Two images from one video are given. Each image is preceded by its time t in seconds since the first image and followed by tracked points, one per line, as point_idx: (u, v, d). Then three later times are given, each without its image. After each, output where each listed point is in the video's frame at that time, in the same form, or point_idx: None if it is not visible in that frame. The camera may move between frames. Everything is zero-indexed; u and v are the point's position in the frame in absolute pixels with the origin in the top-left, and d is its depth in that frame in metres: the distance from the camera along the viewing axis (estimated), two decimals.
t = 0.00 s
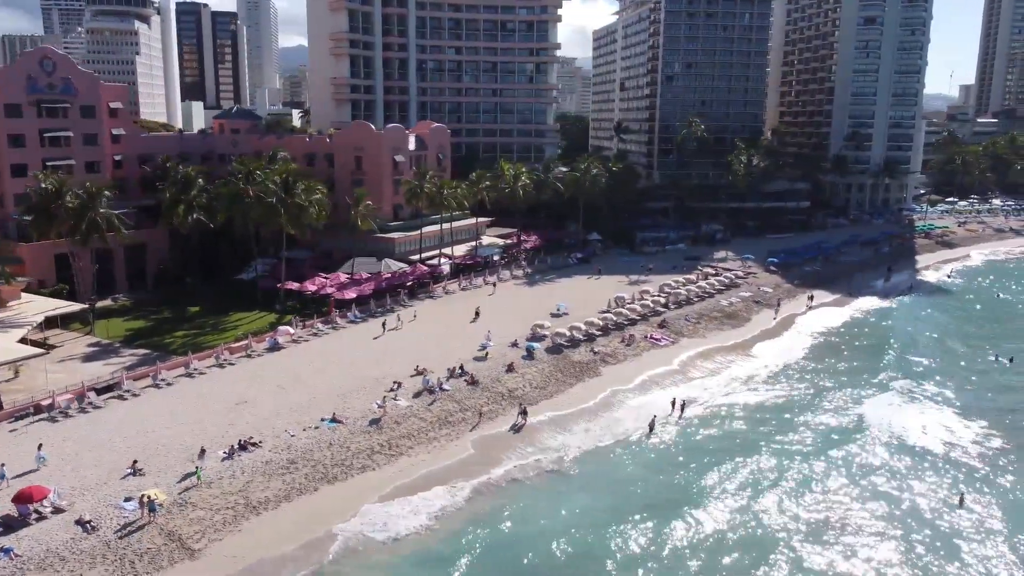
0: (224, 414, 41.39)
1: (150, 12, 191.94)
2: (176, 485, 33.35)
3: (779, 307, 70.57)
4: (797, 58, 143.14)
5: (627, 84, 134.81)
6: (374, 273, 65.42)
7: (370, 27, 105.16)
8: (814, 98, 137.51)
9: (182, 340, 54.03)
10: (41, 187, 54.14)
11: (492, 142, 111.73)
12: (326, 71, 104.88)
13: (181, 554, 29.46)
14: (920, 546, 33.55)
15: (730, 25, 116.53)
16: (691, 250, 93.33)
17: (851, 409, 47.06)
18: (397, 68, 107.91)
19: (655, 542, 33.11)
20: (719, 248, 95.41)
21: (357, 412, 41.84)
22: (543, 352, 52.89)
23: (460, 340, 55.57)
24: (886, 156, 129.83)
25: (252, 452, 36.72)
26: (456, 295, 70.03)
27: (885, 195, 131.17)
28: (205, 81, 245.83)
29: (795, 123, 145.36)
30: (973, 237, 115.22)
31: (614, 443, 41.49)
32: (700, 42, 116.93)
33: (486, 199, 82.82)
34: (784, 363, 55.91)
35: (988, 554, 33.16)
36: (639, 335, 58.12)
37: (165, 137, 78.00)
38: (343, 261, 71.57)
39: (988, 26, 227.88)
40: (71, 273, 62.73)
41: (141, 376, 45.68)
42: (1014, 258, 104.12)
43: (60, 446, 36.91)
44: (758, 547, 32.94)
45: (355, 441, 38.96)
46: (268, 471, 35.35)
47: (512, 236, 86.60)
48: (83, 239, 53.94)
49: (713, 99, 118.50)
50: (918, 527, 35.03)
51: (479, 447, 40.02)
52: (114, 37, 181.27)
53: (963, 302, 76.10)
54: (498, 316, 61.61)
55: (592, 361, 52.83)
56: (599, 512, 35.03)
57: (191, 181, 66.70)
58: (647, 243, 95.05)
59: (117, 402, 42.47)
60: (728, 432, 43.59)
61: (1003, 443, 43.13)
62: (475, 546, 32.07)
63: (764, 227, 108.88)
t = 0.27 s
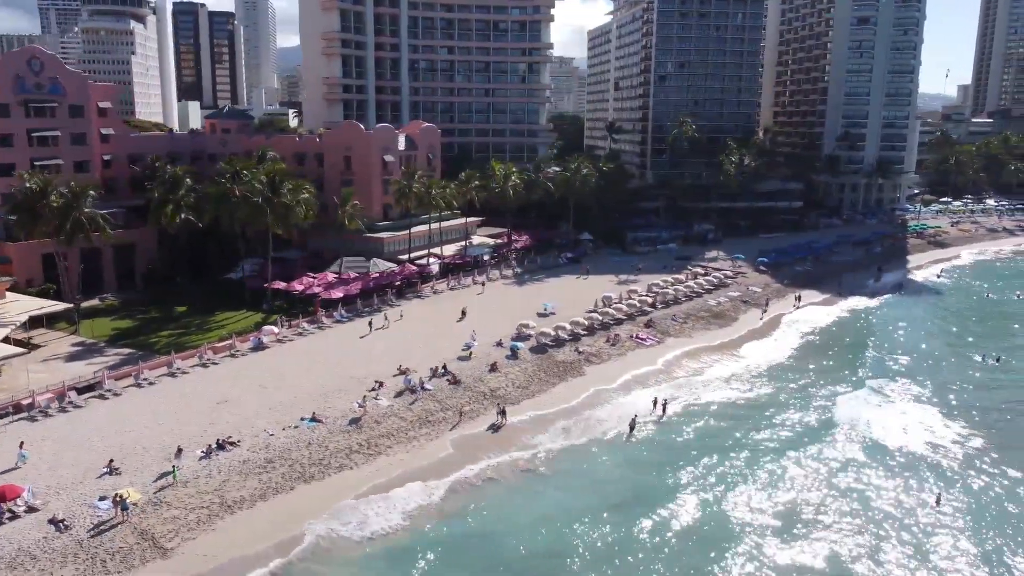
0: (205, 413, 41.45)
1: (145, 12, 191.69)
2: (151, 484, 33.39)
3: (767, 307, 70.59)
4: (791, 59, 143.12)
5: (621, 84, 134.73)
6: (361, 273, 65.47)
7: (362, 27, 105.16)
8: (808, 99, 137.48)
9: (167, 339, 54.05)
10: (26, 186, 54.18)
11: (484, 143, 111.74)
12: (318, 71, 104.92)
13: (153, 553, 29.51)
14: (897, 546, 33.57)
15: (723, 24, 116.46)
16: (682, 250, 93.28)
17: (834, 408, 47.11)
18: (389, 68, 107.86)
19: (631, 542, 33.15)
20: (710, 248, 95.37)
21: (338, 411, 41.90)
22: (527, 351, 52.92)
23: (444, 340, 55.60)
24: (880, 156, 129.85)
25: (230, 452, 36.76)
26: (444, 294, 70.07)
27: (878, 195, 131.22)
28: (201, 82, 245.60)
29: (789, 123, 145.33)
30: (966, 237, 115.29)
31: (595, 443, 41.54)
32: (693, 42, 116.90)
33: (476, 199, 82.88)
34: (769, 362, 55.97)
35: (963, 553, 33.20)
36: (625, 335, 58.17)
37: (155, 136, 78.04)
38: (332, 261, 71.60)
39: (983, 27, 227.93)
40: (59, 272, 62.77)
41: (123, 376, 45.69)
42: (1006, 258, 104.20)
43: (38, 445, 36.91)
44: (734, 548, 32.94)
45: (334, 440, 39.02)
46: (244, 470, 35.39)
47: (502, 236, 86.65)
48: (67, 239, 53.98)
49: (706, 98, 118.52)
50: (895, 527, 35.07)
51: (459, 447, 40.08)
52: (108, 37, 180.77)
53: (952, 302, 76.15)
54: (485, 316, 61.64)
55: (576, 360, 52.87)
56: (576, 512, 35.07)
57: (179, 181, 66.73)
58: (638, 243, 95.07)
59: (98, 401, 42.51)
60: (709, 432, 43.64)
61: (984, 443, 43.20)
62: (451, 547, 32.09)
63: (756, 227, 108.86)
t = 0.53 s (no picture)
0: (185, 412, 41.47)
1: (141, 12, 191.43)
2: (127, 484, 33.42)
3: (755, 307, 70.60)
4: (785, 59, 143.06)
5: (614, 84, 134.65)
6: (348, 273, 65.50)
7: (354, 27, 105.18)
8: (802, 99, 137.44)
9: (152, 339, 54.06)
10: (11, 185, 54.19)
11: (477, 143, 111.71)
12: (310, 71, 104.92)
13: (126, 552, 29.55)
14: (874, 545, 33.60)
15: (716, 24, 116.40)
16: (673, 250, 93.23)
17: (817, 408, 47.16)
18: (381, 67, 107.75)
19: (609, 543, 33.22)
20: (702, 248, 95.33)
21: (318, 411, 41.96)
22: (512, 351, 52.95)
23: (429, 339, 55.63)
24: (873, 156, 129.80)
25: (208, 451, 36.79)
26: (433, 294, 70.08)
27: (871, 195, 131.25)
28: (198, 82, 245.39)
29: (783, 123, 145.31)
30: (958, 237, 115.33)
31: (576, 443, 41.56)
32: (686, 41, 116.80)
33: (466, 198, 82.89)
34: (754, 362, 56.03)
35: (938, 553, 33.19)
36: (610, 335, 58.21)
37: (145, 136, 78.05)
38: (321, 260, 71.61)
39: (979, 26, 227.85)
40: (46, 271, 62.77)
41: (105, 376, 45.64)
42: (997, 257, 104.25)
43: (17, 444, 36.88)
44: (711, 548, 32.92)
45: (312, 439, 39.07)
46: (221, 469, 35.42)
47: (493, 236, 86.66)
48: (52, 238, 53.97)
49: (699, 98, 118.53)
50: (872, 525, 35.15)
51: (439, 446, 40.16)
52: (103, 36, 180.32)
53: (941, 302, 76.17)
54: (471, 315, 61.66)
55: (560, 360, 52.89)
56: (554, 513, 35.15)
57: (166, 181, 66.74)
58: (630, 243, 95.09)
59: (79, 400, 42.50)
60: (690, 432, 43.70)
61: (965, 443, 43.25)
62: (428, 549, 32.13)
63: (748, 226, 108.83)
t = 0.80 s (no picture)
0: (164, 412, 41.47)
1: (136, 12, 191.25)
2: (102, 483, 33.46)
3: (743, 307, 70.60)
4: (779, 59, 143.07)
5: (608, 85, 134.64)
6: (335, 273, 65.46)
7: (346, 27, 105.17)
8: (796, 99, 137.50)
9: (137, 338, 54.02)
10: None
11: (469, 142, 111.72)
12: (302, 71, 104.93)
13: (97, 551, 29.57)
14: (845, 545, 33.67)
15: (708, 24, 116.46)
16: (664, 250, 93.15)
17: (799, 408, 47.15)
18: (373, 67, 107.74)
19: (582, 544, 33.29)
20: (692, 248, 95.29)
21: (297, 411, 42.00)
22: (496, 351, 52.95)
23: (414, 339, 55.62)
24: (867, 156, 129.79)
25: (185, 450, 36.82)
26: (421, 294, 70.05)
27: (865, 195, 131.26)
28: (195, 82, 245.29)
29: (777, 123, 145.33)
30: (951, 237, 115.33)
31: (555, 443, 41.55)
32: (678, 41, 116.83)
33: (456, 198, 82.87)
34: (740, 361, 56.00)
35: (911, 554, 33.24)
36: (595, 334, 58.20)
37: (134, 136, 78.05)
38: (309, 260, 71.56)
39: (976, 26, 228.02)
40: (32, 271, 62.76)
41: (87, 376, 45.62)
42: (989, 257, 104.26)
43: None
44: (681, 547, 33.08)
45: (291, 438, 39.09)
46: (198, 469, 35.45)
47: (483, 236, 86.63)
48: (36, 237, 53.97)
49: (692, 98, 118.60)
50: (843, 525, 35.25)
51: (418, 446, 40.14)
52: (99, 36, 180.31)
53: (929, 302, 76.18)
54: (458, 315, 61.65)
55: (544, 360, 52.88)
56: (529, 514, 35.17)
57: (153, 180, 66.73)
58: (621, 243, 95.11)
59: (59, 400, 42.50)
60: (670, 431, 43.73)
61: (945, 444, 43.25)
62: (399, 549, 32.18)
63: (741, 226, 108.81)
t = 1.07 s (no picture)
0: (143, 412, 41.47)
1: (132, 12, 190.58)
2: (76, 483, 33.51)
3: (731, 306, 70.66)
4: (773, 58, 142.96)
5: (601, 84, 134.48)
6: (322, 272, 65.49)
7: (337, 27, 105.07)
8: (789, 98, 137.49)
9: (121, 338, 54.02)
10: None
11: (461, 142, 111.69)
12: (293, 70, 104.85)
13: (69, 551, 29.61)
14: (819, 545, 33.75)
15: (701, 24, 116.42)
16: (655, 250, 93.19)
17: (782, 408, 47.24)
18: (365, 67, 107.66)
19: (557, 545, 33.41)
20: (683, 248, 95.33)
21: (277, 410, 42.10)
22: (479, 350, 53.00)
23: (398, 338, 55.68)
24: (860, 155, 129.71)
25: (162, 450, 36.87)
26: (409, 294, 70.08)
27: (858, 195, 131.29)
28: (192, 82, 244.79)
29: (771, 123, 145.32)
30: (943, 237, 115.44)
31: (535, 444, 41.65)
32: (670, 41, 116.76)
33: (445, 198, 82.87)
34: (724, 361, 56.05)
35: (884, 553, 33.31)
36: (580, 334, 58.28)
37: (123, 135, 78.02)
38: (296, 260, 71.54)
39: (972, 26, 227.84)
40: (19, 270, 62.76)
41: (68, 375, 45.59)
42: (979, 257, 104.32)
43: None
44: (647, 545, 33.44)
45: (269, 438, 39.16)
46: (174, 468, 35.51)
47: (473, 235, 86.69)
48: (21, 237, 54.02)
49: (684, 98, 118.63)
50: (818, 525, 35.32)
51: (397, 445, 40.25)
52: (94, 36, 180.10)
53: (918, 302, 76.15)
54: (443, 315, 61.71)
55: (528, 359, 52.97)
56: (506, 515, 35.29)
57: (141, 180, 66.71)
58: (612, 243, 95.14)
59: (39, 400, 42.51)
60: (651, 432, 43.80)
61: (924, 443, 43.31)
62: (373, 551, 32.29)
63: (733, 226, 108.77)
